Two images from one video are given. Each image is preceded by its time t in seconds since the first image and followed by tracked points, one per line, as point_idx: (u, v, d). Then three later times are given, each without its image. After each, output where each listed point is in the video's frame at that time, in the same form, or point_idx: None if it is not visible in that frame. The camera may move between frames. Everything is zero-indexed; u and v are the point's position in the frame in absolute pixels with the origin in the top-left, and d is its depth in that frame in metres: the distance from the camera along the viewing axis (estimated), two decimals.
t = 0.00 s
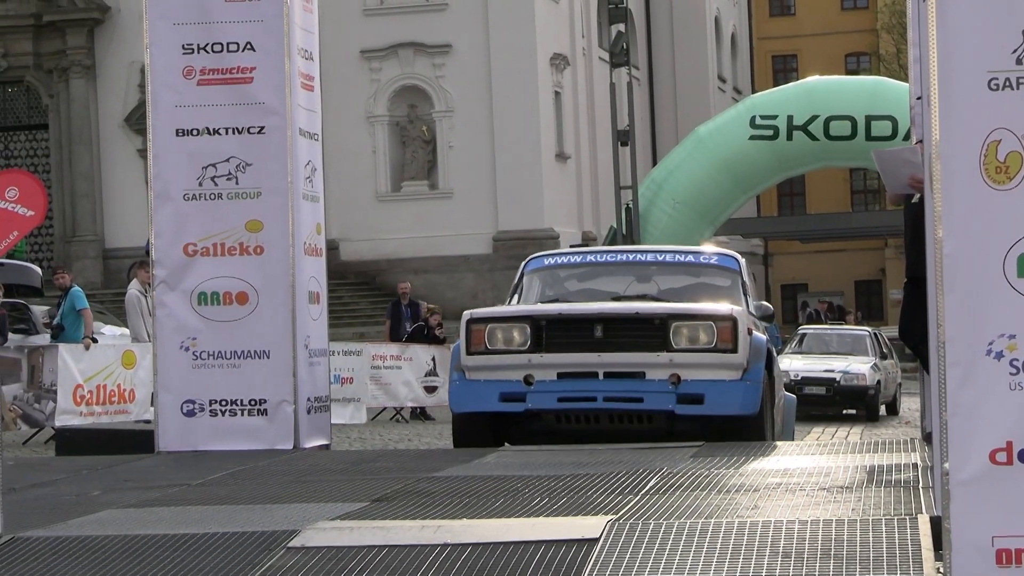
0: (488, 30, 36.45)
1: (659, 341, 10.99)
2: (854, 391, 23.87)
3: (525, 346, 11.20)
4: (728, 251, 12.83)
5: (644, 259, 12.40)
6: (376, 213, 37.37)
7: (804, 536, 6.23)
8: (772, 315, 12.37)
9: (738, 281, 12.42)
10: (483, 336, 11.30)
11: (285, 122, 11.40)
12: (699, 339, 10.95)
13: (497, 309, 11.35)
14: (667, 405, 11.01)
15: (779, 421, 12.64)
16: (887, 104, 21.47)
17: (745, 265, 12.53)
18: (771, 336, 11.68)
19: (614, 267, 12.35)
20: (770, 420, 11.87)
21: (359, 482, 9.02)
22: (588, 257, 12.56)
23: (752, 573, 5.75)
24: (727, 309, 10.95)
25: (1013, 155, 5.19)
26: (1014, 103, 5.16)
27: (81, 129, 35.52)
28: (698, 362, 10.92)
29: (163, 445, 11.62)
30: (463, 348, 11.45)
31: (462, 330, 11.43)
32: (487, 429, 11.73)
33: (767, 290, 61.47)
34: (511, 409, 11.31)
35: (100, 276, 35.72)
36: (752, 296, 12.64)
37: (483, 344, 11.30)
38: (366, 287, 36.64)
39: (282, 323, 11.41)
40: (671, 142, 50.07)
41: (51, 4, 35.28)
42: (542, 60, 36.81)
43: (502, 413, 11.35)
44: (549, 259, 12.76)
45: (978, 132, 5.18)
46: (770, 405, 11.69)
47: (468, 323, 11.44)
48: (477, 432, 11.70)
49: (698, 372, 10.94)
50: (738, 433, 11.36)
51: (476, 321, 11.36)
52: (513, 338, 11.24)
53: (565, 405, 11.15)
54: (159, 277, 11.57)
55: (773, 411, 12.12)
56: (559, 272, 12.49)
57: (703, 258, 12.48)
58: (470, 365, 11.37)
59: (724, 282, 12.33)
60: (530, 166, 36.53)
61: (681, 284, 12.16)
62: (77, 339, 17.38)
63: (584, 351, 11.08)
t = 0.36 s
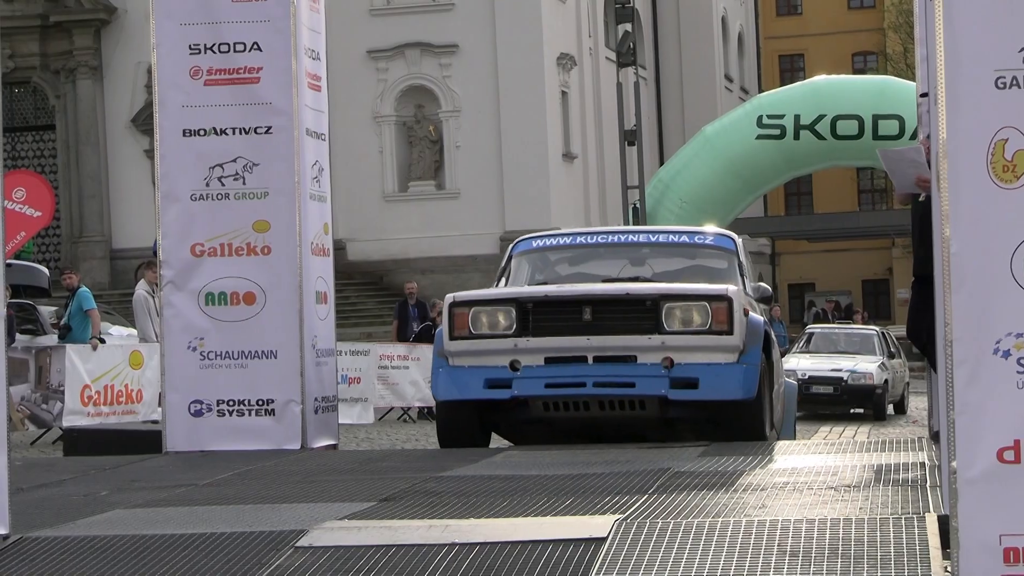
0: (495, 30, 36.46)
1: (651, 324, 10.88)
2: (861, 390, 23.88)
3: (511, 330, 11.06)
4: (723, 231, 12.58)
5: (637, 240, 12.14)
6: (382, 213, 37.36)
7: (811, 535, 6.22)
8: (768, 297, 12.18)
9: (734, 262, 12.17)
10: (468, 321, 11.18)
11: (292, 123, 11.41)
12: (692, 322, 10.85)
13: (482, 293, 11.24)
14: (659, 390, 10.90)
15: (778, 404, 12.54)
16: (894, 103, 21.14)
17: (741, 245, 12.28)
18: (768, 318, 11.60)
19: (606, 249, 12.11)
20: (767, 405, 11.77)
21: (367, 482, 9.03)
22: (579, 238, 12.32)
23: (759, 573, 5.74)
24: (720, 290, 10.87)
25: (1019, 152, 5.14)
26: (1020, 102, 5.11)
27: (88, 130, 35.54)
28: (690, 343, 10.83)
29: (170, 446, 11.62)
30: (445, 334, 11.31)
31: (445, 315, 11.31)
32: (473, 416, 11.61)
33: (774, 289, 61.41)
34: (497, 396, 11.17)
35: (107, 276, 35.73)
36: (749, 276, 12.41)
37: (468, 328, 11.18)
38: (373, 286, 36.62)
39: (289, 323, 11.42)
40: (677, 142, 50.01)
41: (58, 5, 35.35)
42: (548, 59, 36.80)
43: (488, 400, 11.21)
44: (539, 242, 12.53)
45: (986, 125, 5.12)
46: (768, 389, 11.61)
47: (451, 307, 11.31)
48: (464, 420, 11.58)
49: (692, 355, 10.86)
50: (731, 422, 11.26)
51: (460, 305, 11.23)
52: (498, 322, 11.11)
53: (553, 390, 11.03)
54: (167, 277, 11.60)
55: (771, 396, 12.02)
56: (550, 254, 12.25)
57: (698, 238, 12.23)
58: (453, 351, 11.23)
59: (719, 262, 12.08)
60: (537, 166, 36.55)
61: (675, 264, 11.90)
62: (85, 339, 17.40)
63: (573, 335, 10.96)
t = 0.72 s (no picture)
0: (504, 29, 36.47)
1: (642, 311, 10.15)
2: (869, 390, 23.87)
3: (494, 318, 10.31)
4: (718, 214, 11.95)
5: (629, 222, 11.52)
6: (389, 212, 37.35)
7: (819, 536, 6.22)
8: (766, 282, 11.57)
9: (730, 245, 11.57)
10: (448, 308, 10.41)
11: (301, 121, 11.45)
12: (684, 309, 10.12)
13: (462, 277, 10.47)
14: (651, 381, 10.19)
15: (779, 390, 12.20)
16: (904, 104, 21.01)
17: (737, 228, 11.68)
18: (765, 304, 10.88)
19: (596, 231, 11.48)
20: (764, 393, 11.12)
21: (375, 480, 9.03)
22: (567, 220, 11.69)
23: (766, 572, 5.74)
24: (715, 275, 10.15)
25: None
26: None
27: (96, 127, 35.53)
28: (684, 331, 10.10)
29: (177, 443, 11.64)
30: (424, 322, 10.54)
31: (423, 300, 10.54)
32: (456, 410, 10.80)
33: (782, 290, 61.46)
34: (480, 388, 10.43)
35: (116, 273, 35.74)
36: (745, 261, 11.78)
37: (447, 316, 10.41)
38: (381, 284, 36.62)
39: (298, 321, 11.48)
40: (686, 142, 50.03)
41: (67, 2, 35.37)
42: (557, 59, 36.80)
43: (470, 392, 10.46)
44: (524, 225, 11.89)
45: (998, 124, 4.88)
46: (763, 377, 10.92)
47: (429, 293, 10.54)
48: (445, 417, 10.77)
49: (684, 344, 10.14)
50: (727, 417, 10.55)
51: (440, 290, 10.45)
52: (480, 309, 10.34)
53: (539, 382, 10.30)
54: (174, 275, 11.60)
55: (767, 383, 11.35)
56: (537, 237, 11.64)
57: (692, 220, 11.61)
58: (434, 339, 10.47)
59: (714, 247, 11.46)
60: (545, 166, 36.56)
61: (669, 247, 11.27)
62: (93, 336, 17.41)
63: (559, 323, 10.23)
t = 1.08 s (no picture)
0: (512, 27, 36.46)
1: (630, 319, 9.48)
2: (878, 388, 23.87)
3: (473, 326, 9.66)
4: (713, 199, 11.22)
5: (619, 210, 10.82)
6: (397, 210, 37.35)
7: (826, 532, 6.23)
8: (766, 274, 10.87)
9: (727, 234, 10.88)
10: (426, 316, 9.77)
11: (310, 118, 11.51)
12: (675, 317, 9.47)
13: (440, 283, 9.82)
14: (641, 394, 9.56)
15: (779, 377, 11.62)
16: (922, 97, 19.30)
17: (733, 215, 10.98)
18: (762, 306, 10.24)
19: (583, 221, 10.78)
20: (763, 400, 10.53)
21: (382, 478, 9.02)
22: (553, 208, 10.98)
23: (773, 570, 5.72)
24: (708, 280, 9.49)
25: None
26: None
27: (105, 125, 35.56)
28: (676, 341, 9.47)
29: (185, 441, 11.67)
30: (399, 330, 9.89)
31: (398, 307, 9.90)
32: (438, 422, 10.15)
33: (790, 288, 61.42)
34: (459, 401, 9.82)
35: (124, 271, 35.73)
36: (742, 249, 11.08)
37: (425, 324, 9.77)
38: (389, 282, 36.62)
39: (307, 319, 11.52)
40: (694, 141, 49.98)
41: None
42: (565, 57, 36.77)
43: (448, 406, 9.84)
44: (511, 212, 11.15)
45: (1007, 122, 4.84)
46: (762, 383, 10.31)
47: (405, 299, 9.89)
48: (423, 431, 10.12)
49: (675, 353, 9.51)
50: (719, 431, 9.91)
51: (417, 297, 9.82)
52: (459, 317, 9.70)
53: (522, 394, 9.68)
54: (183, 272, 11.66)
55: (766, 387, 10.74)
56: (522, 226, 10.96)
57: (685, 208, 10.91)
58: (410, 349, 9.83)
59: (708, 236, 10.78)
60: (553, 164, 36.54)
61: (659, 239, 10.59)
62: (102, 333, 17.43)
63: (542, 332, 9.56)
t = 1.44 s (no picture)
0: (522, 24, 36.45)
1: (621, 322, 8.67)
2: (889, 385, 23.83)
3: (455, 329, 8.87)
4: (711, 182, 10.44)
5: (612, 196, 10.06)
6: (408, 206, 37.41)
7: (837, 530, 6.19)
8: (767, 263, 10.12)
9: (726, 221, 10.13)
10: (405, 319, 9.00)
11: (319, 115, 11.58)
12: (670, 320, 8.66)
13: (419, 283, 9.05)
14: (633, 402, 8.77)
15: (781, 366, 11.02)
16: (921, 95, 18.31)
17: (732, 199, 10.23)
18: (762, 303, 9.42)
19: (573, 208, 10.02)
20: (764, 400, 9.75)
21: (392, 475, 9.01)
22: (540, 192, 10.21)
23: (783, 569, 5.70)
24: (703, 279, 8.67)
25: None
26: None
27: (115, 122, 35.60)
28: (671, 346, 8.67)
29: (196, 438, 11.74)
30: (376, 333, 9.12)
31: (374, 309, 9.12)
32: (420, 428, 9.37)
33: (800, 285, 61.42)
34: (440, 409, 9.04)
35: (134, 268, 35.78)
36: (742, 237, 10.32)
37: (404, 328, 8.99)
38: (399, 280, 36.65)
39: (317, 316, 11.57)
40: (704, 138, 50.01)
41: None
42: (575, 54, 36.75)
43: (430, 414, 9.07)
44: (495, 199, 10.36)
45: (1022, 115, 4.73)
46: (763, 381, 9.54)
47: (382, 299, 9.10)
48: (405, 437, 9.35)
49: (670, 359, 8.71)
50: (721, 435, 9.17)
51: (396, 299, 9.04)
52: (440, 320, 8.91)
53: (507, 403, 8.91)
54: (193, 269, 11.72)
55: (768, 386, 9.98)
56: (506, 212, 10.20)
57: (682, 192, 10.15)
58: (388, 354, 9.05)
59: (707, 225, 10.03)
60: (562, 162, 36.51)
61: (655, 226, 9.87)
62: (112, 330, 17.45)
63: (528, 336, 8.76)
